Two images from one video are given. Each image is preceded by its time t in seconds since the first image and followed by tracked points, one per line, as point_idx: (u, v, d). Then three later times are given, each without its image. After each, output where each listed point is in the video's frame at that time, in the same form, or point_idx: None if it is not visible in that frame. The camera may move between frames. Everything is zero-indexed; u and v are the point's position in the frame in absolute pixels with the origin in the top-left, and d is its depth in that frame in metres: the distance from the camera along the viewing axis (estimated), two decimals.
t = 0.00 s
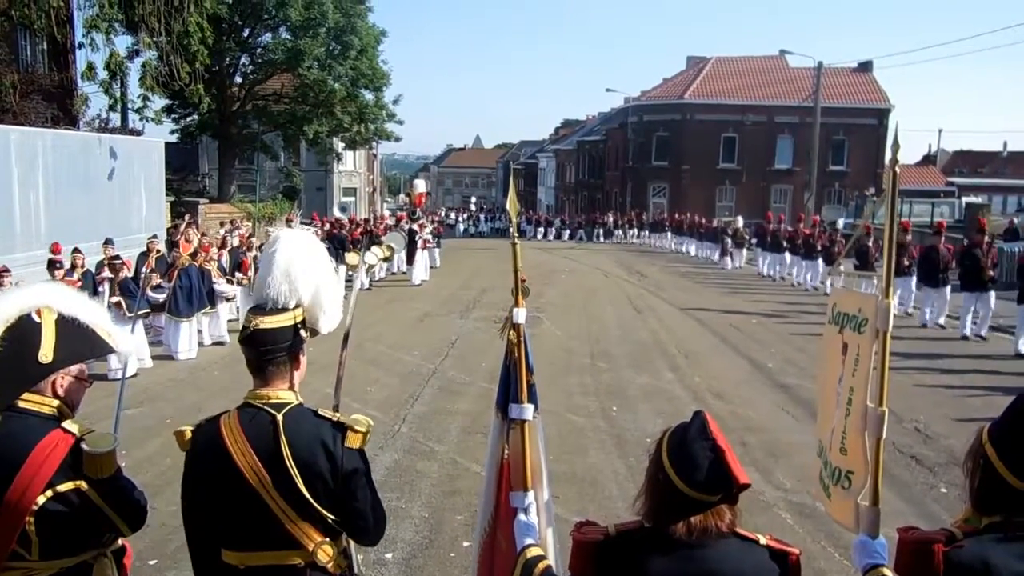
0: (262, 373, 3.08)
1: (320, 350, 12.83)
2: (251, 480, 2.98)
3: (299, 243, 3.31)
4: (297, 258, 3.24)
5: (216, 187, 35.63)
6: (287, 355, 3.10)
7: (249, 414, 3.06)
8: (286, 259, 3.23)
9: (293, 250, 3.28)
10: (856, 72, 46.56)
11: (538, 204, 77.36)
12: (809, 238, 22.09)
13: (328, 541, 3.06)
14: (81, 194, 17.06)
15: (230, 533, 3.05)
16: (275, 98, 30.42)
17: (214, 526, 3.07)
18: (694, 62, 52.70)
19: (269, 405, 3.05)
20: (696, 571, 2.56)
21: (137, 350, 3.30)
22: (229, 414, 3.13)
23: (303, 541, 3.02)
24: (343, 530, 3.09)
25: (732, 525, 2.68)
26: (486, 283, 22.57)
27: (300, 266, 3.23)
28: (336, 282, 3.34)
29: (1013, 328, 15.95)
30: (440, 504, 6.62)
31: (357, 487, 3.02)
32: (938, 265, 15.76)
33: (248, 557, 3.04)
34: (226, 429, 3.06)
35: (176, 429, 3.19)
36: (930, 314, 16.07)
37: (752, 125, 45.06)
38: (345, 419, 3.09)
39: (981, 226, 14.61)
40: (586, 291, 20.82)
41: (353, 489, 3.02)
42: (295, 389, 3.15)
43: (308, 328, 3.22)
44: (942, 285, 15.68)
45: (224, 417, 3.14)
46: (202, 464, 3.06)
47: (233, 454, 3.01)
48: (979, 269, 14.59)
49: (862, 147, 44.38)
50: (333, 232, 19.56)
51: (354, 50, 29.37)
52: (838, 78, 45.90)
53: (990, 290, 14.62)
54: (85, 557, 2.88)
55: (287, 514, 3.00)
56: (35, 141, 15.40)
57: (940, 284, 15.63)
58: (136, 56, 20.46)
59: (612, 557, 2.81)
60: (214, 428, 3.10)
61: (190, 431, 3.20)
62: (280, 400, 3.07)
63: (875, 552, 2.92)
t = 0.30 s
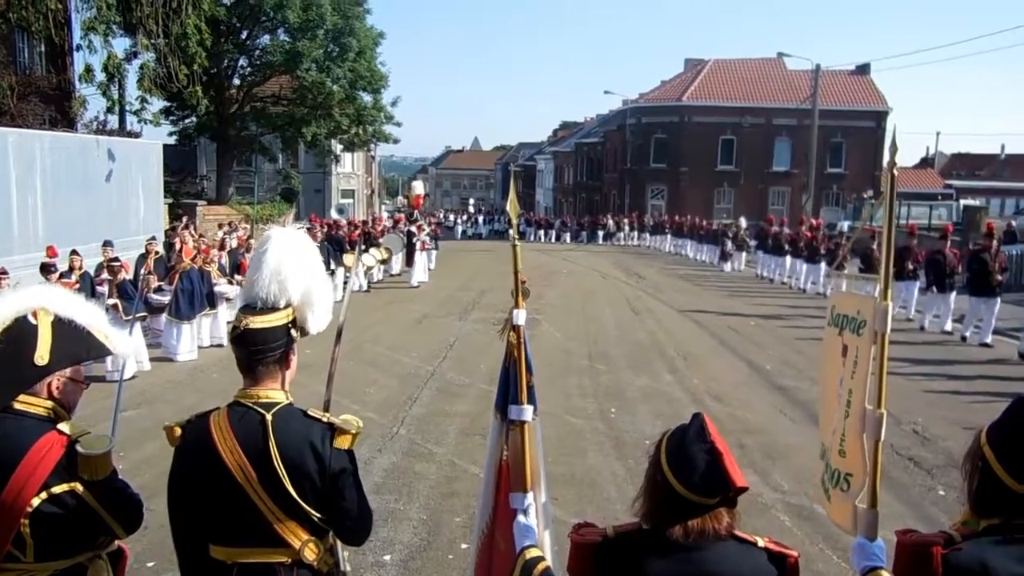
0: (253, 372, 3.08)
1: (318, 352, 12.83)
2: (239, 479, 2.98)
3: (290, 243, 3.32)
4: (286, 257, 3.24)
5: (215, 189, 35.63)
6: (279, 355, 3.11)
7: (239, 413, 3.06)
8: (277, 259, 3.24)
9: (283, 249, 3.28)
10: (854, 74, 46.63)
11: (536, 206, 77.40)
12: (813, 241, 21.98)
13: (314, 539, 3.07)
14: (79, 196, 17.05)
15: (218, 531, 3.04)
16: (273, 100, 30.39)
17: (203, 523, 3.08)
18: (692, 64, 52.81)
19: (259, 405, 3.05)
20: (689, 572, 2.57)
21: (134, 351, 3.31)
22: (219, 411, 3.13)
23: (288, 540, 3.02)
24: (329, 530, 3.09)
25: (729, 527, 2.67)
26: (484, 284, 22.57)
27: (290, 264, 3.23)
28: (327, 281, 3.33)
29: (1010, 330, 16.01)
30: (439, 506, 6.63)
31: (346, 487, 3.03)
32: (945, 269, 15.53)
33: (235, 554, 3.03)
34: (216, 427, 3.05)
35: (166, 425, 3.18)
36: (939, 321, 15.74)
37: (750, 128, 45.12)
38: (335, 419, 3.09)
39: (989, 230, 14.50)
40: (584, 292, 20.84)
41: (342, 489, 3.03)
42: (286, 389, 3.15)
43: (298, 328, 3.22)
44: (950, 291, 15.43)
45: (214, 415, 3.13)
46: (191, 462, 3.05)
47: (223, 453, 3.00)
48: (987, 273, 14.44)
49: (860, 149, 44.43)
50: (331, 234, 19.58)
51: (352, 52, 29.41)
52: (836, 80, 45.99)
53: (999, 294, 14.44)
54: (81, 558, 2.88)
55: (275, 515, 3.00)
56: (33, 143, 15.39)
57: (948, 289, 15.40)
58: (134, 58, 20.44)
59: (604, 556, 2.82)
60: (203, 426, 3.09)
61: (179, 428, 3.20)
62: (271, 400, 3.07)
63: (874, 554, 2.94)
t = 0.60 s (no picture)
0: (252, 372, 3.08)
1: (319, 351, 12.83)
2: (237, 478, 2.98)
3: (287, 243, 3.32)
4: (284, 257, 3.25)
5: (215, 189, 35.62)
6: (277, 355, 3.11)
7: (238, 412, 3.06)
8: (274, 259, 3.24)
9: (280, 250, 3.28)
10: (854, 73, 46.63)
11: (537, 205, 77.38)
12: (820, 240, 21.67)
13: (311, 540, 3.06)
14: (79, 196, 17.04)
15: (216, 530, 3.05)
16: (274, 100, 30.37)
17: (202, 523, 3.07)
18: (692, 63, 52.78)
19: (258, 405, 3.05)
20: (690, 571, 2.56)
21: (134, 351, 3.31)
22: (219, 411, 3.13)
23: (286, 540, 3.02)
24: (327, 530, 3.09)
25: (730, 526, 2.67)
26: (485, 284, 22.56)
27: (286, 264, 3.23)
28: (324, 281, 3.33)
29: (1011, 329, 16.03)
30: (440, 505, 6.63)
31: (343, 487, 3.03)
32: (953, 267, 15.34)
33: (233, 553, 3.03)
34: (215, 427, 3.05)
35: (167, 426, 3.19)
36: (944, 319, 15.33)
37: (750, 126, 45.08)
38: (334, 419, 3.09)
39: (1002, 228, 14.43)
40: (585, 292, 20.83)
41: (339, 489, 3.02)
42: (284, 389, 3.15)
43: (296, 329, 3.21)
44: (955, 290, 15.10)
45: (212, 414, 3.13)
46: (190, 461, 3.05)
47: (222, 452, 3.00)
48: (997, 272, 14.31)
49: (861, 148, 44.40)
50: (332, 234, 19.57)
51: (352, 52, 29.41)
52: (837, 79, 45.94)
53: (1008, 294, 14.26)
54: (82, 559, 2.88)
55: (273, 515, 3.00)
56: (33, 143, 15.37)
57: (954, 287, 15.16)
58: (134, 58, 20.44)
59: (604, 554, 2.83)
60: (203, 426, 3.10)
61: (179, 427, 3.20)
62: (270, 400, 3.07)
63: (874, 553, 2.94)
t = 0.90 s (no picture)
0: (267, 369, 3.08)
1: (320, 351, 12.83)
2: (254, 477, 2.99)
3: (300, 242, 3.32)
4: (298, 255, 3.26)
5: (217, 188, 35.63)
6: (291, 353, 3.11)
7: (253, 410, 3.07)
8: (287, 258, 3.25)
9: (294, 248, 3.29)
10: (857, 73, 46.58)
11: (538, 204, 77.40)
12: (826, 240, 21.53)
13: (329, 537, 3.07)
14: (81, 195, 17.05)
15: (234, 528, 3.06)
16: (275, 99, 30.38)
17: (218, 520, 3.09)
18: (694, 63, 52.77)
19: (273, 403, 3.06)
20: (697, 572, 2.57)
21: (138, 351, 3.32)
22: (234, 410, 3.14)
23: (304, 537, 3.03)
24: (345, 527, 3.10)
25: (732, 526, 2.67)
26: (486, 283, 22.56)
27: (299, 263, 3.24)
28: (336, 282, 3.35)
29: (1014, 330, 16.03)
30: (442, 504, 6.64)
31: (359, 484, 3.03)
32: (960, 269, 15.09)
33: (251, 551, 3.05)
34: (231, 425, 3.07)
35: (182, 425, 3.20)
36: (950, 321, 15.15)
37: (752, 126, 45.05)
38: (348, 417, 3.09)
39: (1011, 230, 14.23)
40: (587, 292, 20.82)
41: (355, 487, 3.03)
42: (300, 387, 3.15)
43: (310, 326, 3.22)
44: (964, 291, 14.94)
45: (229, 413, 3.14)
46: (207, 459, 3.07)
47: (237, 450, 3.01)
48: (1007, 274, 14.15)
49: (863, 148, 44.37)
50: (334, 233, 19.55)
51: (354, 51, 29.42)
52: (839, 79, 45.90)
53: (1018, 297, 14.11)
54: (85, 557, 2.89)
55: (290, 512, 3.01)
56: (36, 141, 15.39)
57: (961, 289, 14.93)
58: (137, 57, 20.47)
59: (608, 553, 2.83)
60: (219, 424, 3.11)
61: (195, 426, 3.21)
62: (285, 398, 3.07)
63: (875, 553, 2.93)
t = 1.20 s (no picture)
0: (278, 370, 3.10)
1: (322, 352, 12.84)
2: (265, 478, 2.99)
3: (319, 245, 3.32)
4: (317, 260, 3.27)
5: (219, 189, 35.66)
6: (303, 355, 3.11)
7: (262, 412, 3.07)
8: (305, 262, 3.26)
9: (313, 252, 3.30)
10: (857, 71, 46.55)
11: (539, 204, 77.41)
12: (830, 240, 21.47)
13: (338, 539, 3.09)
14: (82, 197, 17.07)
15: (243, 530, 3.07)
16: (276, 100, 30.42)
17: (228, 520, 3.10)
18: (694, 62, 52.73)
19: (282, 405, 3.06)
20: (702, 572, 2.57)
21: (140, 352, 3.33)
22: (243, 412, 3.15)
23: (313, 539, 3.05)
24: (354, 528, 3.11)
25: (736, 526, 2.66)
26: (488, 283, 22.59)
27: (317, 269, 3.25)
28: (355, 289, 3.36)
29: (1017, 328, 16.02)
30: (443, 505, 6.64)
31: (368, 487, 3.04)
32: (968, 268, 15.01)
33: (260, 554, 3.06)
34: (240, 426, 3.08)
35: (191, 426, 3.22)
36: (959, 322, 15.16)
37: (754, 125, 45.02)
38: (357, 419, 3.10)
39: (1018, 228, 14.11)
40: (588, 291, 20.83)
41: (364, 489, 3.04)
42: (309, 389, 3.16)
43: (324, 329, 3.23)
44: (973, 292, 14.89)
45: (238, 414, 3.15)
46: (216, 460, 3.08)
47: (247, 451, 3.02)
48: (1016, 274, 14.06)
49: (864, 147, 44.33)
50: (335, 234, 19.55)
51: (355, 52, 29.45)
52: (840, 78, 45.86)
53: None
54: (88, 559, 2.90)
55: (299, 514, 3.03)
56: (37, 143, 15.42)
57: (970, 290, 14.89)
58: (137, 59, 20.49)
59: (612, 554, 2.83)
60: (228, 426, 3.12)
61: (204, 428, 3.21)
62: (293, 400, 3.08)
63: (879, 552, 2.93)
